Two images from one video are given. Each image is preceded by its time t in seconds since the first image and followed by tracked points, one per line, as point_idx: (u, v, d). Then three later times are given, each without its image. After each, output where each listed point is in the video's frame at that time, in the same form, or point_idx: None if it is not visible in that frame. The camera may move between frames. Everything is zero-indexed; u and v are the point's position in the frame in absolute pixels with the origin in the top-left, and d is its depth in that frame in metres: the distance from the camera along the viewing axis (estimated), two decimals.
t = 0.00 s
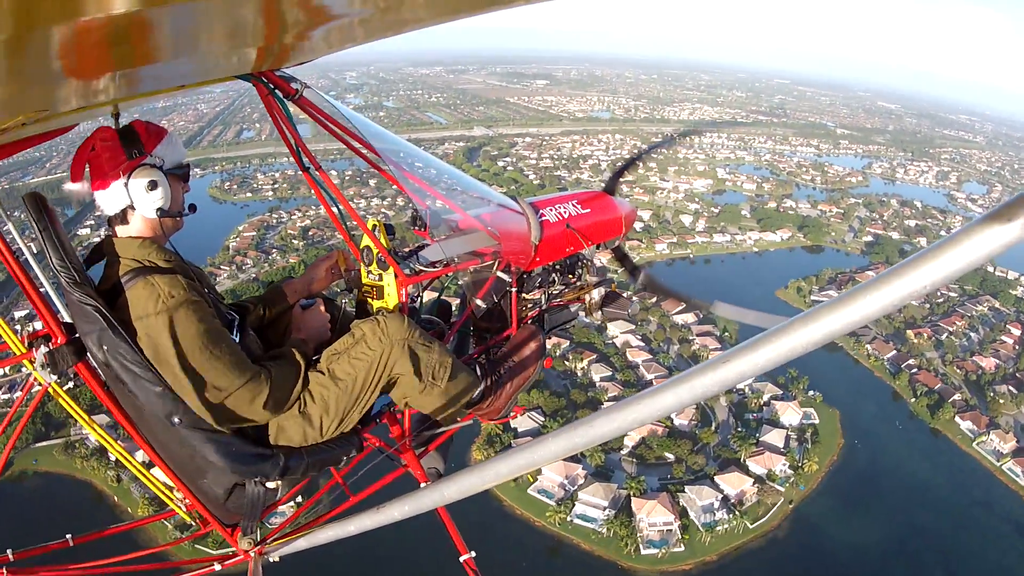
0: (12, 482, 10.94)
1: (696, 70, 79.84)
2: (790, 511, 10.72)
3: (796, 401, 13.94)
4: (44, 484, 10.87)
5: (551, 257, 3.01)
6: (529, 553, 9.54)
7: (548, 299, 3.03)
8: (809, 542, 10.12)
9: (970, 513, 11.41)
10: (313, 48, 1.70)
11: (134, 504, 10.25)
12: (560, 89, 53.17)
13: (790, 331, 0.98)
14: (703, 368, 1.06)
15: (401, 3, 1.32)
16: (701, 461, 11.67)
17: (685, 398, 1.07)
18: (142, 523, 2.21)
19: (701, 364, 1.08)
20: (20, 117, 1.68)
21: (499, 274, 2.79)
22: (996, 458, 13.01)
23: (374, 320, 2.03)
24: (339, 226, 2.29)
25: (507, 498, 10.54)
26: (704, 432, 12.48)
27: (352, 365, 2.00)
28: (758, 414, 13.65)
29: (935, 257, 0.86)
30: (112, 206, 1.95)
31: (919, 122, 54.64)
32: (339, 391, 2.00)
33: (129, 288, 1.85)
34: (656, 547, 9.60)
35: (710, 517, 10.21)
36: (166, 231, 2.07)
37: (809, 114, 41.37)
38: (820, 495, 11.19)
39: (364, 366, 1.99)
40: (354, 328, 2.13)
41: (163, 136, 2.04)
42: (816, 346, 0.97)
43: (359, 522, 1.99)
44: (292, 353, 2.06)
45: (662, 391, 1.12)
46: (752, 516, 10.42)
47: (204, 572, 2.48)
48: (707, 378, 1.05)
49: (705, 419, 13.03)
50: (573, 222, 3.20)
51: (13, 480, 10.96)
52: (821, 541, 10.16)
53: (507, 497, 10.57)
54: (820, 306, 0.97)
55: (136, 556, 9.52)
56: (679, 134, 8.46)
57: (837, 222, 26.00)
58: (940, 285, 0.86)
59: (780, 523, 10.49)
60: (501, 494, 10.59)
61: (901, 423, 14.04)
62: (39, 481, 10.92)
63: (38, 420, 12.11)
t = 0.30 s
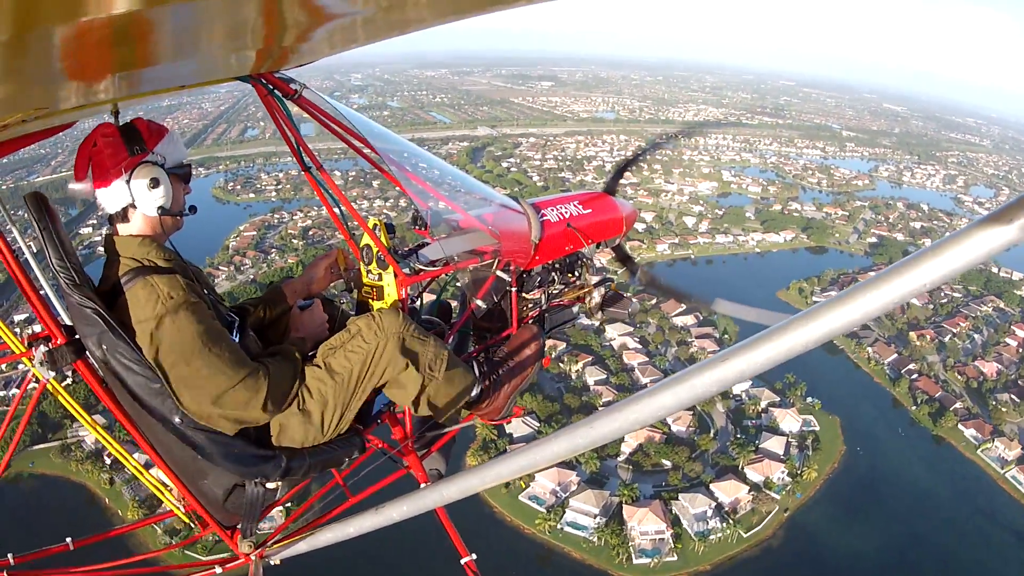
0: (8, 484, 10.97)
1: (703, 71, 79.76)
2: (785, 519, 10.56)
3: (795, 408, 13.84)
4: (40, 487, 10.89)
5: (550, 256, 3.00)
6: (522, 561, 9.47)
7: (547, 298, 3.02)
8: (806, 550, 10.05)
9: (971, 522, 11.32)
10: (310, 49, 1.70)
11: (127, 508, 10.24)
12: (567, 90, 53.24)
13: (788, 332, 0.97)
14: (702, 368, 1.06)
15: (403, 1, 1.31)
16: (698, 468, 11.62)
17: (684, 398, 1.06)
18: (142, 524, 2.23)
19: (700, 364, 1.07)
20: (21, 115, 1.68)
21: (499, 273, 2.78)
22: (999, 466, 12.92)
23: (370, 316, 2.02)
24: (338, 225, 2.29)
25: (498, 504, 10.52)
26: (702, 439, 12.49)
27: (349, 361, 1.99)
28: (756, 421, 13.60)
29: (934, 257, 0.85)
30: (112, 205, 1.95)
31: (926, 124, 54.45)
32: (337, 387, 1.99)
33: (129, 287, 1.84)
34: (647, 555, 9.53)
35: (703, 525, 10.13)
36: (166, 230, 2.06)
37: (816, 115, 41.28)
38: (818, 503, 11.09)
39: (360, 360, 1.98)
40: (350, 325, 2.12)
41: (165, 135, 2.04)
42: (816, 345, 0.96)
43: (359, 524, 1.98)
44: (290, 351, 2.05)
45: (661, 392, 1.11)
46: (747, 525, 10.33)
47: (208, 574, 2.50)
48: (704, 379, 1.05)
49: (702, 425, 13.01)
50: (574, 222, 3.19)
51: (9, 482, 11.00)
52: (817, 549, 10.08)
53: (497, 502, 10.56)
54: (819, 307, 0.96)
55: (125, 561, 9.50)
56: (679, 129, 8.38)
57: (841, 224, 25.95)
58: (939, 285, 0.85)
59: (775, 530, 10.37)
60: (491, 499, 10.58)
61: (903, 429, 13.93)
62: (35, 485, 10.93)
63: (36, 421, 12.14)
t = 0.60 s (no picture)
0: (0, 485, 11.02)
1: (709, 69, 79.74)
2: (777, 528, 10.57)
3: (791, 414, 13.77)
4: (31, 487, 10.94)
5: (550, 257, 3.00)
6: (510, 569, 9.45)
7: (547, 298, 3.03)
8: (798, 558, 10.02)
9: (969, 535, 11.23)
10: (309, 49, 1.71)
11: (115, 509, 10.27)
12: (571, 88, 53.32)
13: (786, 332, 0.97)
14: (701, 370, 1.05)
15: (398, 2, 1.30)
16: (689, 476, 11.58)
17: (683, 400, 1.06)
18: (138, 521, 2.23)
19: (699, 366, 1.07)
20: (21, 116, 1.68)
21: (499, 273, 2.78)
22: (999, 474, 12.85)
23: (369, 315, 2.02)
24: (338, 225, 2.29)
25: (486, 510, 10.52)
26: (695, 446, 12.42)
27: (350, 360, 1.99)
28: (751, 428, 13.52)
29: (932, 256, 0.86)
30: (112, 206, 1.95)
31: (931, 123, 54.30)
32: (338, 388, 2.00)
33: (129, 287, 1.85)
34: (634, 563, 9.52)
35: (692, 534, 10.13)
36: (166, 232, 2.07)
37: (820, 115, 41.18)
38: (813, 512, 11.03)
39: (360, 360, 1.98)
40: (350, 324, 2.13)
41: (164, 135, 2.05)
42: (817, 346, 0.97)
43: (358, 524, 1.98)
44: (291, 350, 2.06)
45: (660, 393, 1.11)
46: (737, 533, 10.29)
47: (206, 572, 2.51)
48: (704, 381, 1.05)
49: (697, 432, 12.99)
50: (574, 221, 3.18)
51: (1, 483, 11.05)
52: (809, 559, 10.03)
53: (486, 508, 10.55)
54: (817, 307, 0.97)
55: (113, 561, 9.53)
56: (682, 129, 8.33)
57: (844, 224, 25.91)
58: (937, 285, 0.86)
59: (767, 539, 10.33)
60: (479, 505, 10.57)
61: (899, 440, 13.75)
62: (25, 485, 10.96)
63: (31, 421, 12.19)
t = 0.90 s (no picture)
0: None
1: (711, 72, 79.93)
2: (769, 535, 10.48)
3: (785, 420, 13.75)
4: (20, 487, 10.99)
5: (549, 256, 3.01)
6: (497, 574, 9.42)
7: (547, 298, 3.03)
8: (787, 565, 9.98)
9: (963, 541, 11.21)
10: (310, 46, 1.70)
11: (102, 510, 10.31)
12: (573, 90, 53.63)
13: (787, 332, 0.99)
14: (702, 369, 1.06)
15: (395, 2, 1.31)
16: (678, 482, 11.57)
17: (684, 398, 1.07)
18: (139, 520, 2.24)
19: (699, 365, 1.08)
20: (22, 115, 1.69)
21: (499, 273, 2.78)
22: (996, 482, 12.71)
23: (369, 315, 2.02)
24: (338, 225, 2.29)
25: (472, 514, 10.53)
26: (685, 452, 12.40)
27: (350, 361, 1.99)
28: (743, 433, 13.58)
29: (929, 259, 0.87)
30: (112, 207, 1.96)
31: (933, 126, 54.42)
32: (338, 388, 2.00)
33: (129, 288, 1.85)
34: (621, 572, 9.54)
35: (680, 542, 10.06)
36: (165, 231, 2.07)
37: (822, 118, 41.28)
38: (804, 520, 10.98)
39: (360, 360, 1.98)
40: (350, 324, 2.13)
41: (164, 135, 2.05)
42: (820, 345, 0.97)
43: (359, 524, 1.98)
44: (290, 351, 2.05)
45: (661, 392, 1.11)
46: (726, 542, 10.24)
47: (206, 572, 2.51)
48: (705, 381, 1.05)
49: (688, 437, 13.12)
50: (573, 221, 3.19)
51: None
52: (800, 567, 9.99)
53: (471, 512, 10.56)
54: (817, 307, 0.98)
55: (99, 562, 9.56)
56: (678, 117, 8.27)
57: (842, 227, 25.99)
58: (936, 285, 0.87)
59: (757, 547, 10.27)
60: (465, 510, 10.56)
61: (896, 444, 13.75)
62: (14, 485, 11.00)
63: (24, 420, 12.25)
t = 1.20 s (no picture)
0: None
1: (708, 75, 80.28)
2: (756, 545, 10.52)
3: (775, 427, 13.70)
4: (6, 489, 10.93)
5: (551, 257, 3.02)
6: None
7: (547, 298, 3.04)
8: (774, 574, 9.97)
9: (953, 551, 11.20)
10: (313, 48, 1.70)
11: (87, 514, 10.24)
12: (571, 93, 53.84)
13: (790, 331, 0.99)
14: (703, 368, 1.06)
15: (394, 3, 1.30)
16: (666, 490, 11.56)
17: (686, 397, 1.07)
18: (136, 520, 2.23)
19: (700, 364, 1.08)
20: (20, 116, 1.69)
21: (499, 273, 2.78)
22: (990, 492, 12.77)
23: (369, 314, 2.02)
24: (338, 225, 2.29)
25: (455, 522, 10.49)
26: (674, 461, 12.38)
27: (349, 360, 1.99)
28: (732, 441, 13.50)
29: (932, 259, 0.89)
30: (112, 207, 1.96)
31: (930, 131, 54.69)
32: (337, 387, 1.99)
33: (129, 288, 1.84)
34: None
35: (665, 552, 10.06)
36: (165, 231, 2.07)
37: (819, 122, 41.44)
38: (793, 529, 10.97)
39: (359, 359, 1.98)
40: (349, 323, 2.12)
41: (162, 136, 2.04)
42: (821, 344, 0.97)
43: (360, 523, 1.97)
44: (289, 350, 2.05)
45: (662, 392, 1.11)
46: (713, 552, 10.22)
47: (208, 572, 2.50)
48: (706, 379, 1.05)
49: (677, 444, 13.08)
50: (574, 221, 3.20)
51: None
52: None
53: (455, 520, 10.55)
54: (820, 307, 0.98)
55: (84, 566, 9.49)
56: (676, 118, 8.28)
57: (838, 231, 26.08)
58: (939, 287, 0.88)
59: (744, 557, 10.25)
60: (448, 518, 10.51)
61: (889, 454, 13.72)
62: None
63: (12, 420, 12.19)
